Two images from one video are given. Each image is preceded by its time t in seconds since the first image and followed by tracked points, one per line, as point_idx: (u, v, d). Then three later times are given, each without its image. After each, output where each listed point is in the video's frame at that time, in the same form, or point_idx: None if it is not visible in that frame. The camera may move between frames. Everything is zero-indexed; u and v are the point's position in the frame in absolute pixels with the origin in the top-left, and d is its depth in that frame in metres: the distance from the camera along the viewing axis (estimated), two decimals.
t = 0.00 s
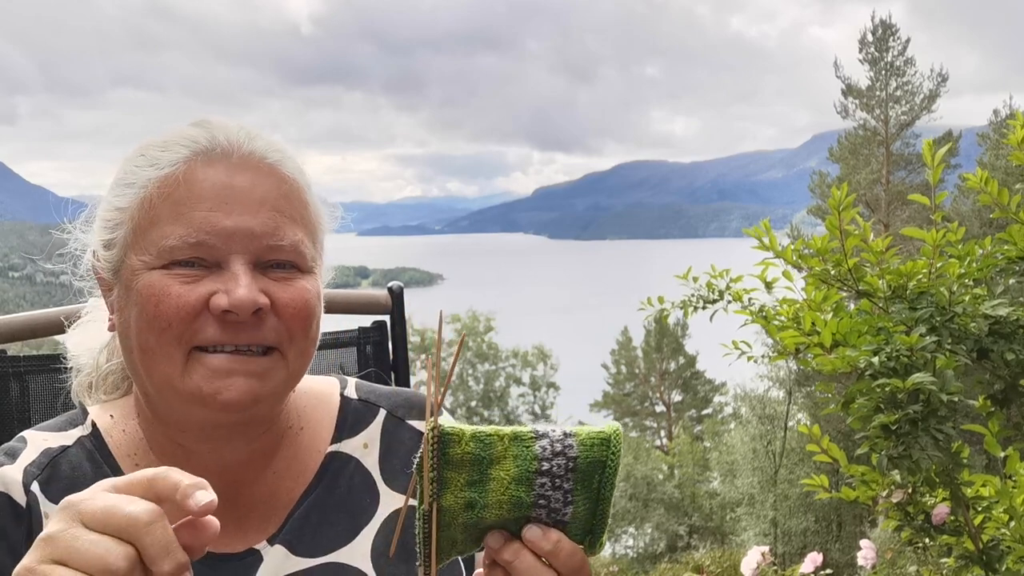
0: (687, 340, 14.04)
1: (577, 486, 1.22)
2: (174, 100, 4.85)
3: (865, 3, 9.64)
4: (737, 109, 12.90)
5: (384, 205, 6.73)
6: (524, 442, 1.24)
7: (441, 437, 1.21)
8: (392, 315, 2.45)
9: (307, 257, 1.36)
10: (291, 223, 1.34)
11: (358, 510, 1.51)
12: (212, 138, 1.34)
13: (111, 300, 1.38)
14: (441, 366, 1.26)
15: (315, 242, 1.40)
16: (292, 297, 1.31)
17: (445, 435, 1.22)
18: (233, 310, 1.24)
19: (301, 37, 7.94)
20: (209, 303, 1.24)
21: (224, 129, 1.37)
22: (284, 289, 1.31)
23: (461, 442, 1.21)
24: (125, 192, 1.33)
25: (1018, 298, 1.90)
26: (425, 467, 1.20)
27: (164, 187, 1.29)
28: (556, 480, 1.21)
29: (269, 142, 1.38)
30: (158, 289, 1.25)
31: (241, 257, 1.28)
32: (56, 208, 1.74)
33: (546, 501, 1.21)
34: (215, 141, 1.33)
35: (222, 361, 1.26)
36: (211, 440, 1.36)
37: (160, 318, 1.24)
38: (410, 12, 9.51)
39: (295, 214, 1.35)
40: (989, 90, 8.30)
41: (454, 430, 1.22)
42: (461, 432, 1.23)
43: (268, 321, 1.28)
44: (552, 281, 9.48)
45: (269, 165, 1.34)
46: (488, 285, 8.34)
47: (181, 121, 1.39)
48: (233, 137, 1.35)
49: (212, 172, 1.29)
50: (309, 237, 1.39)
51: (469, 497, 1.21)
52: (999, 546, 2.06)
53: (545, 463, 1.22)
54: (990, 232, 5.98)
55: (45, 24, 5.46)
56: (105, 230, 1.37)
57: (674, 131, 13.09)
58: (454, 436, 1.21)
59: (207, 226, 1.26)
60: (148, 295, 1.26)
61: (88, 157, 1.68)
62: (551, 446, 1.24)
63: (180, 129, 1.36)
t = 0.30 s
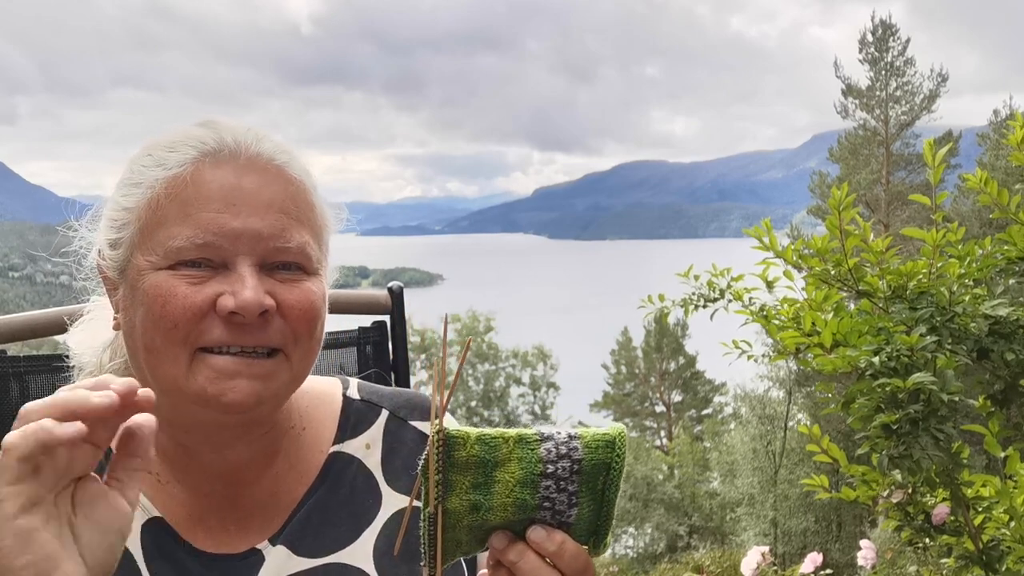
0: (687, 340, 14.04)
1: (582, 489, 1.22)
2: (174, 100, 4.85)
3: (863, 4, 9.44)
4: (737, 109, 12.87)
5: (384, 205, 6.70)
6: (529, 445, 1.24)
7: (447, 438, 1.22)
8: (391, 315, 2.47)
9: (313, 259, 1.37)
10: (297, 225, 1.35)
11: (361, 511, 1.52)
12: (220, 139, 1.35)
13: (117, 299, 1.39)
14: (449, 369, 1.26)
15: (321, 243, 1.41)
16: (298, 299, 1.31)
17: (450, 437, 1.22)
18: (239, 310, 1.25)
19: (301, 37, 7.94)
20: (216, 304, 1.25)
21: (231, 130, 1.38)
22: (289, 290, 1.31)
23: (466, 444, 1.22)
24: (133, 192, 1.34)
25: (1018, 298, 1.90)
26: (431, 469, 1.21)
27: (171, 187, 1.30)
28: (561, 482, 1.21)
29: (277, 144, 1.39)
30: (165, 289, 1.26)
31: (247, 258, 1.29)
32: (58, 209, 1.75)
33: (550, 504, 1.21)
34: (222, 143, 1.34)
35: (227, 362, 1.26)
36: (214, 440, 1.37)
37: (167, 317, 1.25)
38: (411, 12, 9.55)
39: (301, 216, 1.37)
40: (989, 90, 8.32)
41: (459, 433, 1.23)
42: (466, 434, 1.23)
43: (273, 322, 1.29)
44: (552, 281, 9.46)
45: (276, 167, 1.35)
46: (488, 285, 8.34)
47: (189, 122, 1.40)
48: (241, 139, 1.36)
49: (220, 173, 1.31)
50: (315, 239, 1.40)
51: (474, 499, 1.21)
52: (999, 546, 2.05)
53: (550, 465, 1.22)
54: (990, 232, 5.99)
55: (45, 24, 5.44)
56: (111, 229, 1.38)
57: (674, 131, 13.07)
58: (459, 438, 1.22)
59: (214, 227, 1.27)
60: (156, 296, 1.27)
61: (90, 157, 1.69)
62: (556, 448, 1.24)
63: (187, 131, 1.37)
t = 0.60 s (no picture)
0: (687, 340, 14.04)
1: (590, 492, 1.22)
2: (174, 100, 4.83)
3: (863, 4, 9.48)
4: (737, 110, 12.75)
5: (384, 205, 6.68)
6: (539, 447, 1.24)
7: (457, 439, 1.22)
8: (392, 315, 2.48)
9: (323, 262, 1.39)
10: (309, 227, 1.37)
11: (366, 511, 1.53)
12: (235, 139, 1.36)
13: (127, 296, 1.39)
14: (461, 372, 1.27)
15: (330, 246, 1.43)
16: (307, 300, 1.33)
17: (461, 438, 1.22)
18: (250, 310, 1.26)
19: (300, 37, 7.92)
20: (227, 303, 1.26)
21: (245, 130, 1.39)
22: (299, 291, 1.33)
23: (477, 444, 1.22)
24: (147, 190, 1.35)
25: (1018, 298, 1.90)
26: (442, 469, 1.20)
27: (185, 186, 1.31)
28: (570, 484, 1.21)
29: (290, 145, 1.40)
30: (177, 287, 1.27)
31: (259, 259, 1.31)
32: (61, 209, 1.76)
33: (559, 505, 1.21)
34: (237, 143, 1.36)
35: (237, 362, 1.27)
36: (222, 438, 1.38)
37: (178, 315, 1.26)
38: (411, 12, 9.70)
39: (312, 218, 1.38)
40: (989, 90, 8.33)
41: (470, 433, 1.23)
42: (476, 435, 1.23)
43: (283, 323, 1.30)
44: (552, 280, 9.46)
45: (289, 169, 1.36)
46: (488, 285, 8.34)
47: (203, 121, 1.41)
48: (256, 139, 1.37)
49: (234, 173, 1.32)
50: (324, 241, 1.41)
51: (484, 500, 1.21)
52: (999, 546, 2.05)
53: (559, 468, 1.22)
54: (990, 231, 5.99)
55: (45, 25, 5.33)
56: (122, 226, 1.38)
57: (674, 131, 13.03)
58: (470, 439, 1.22)
59: (227, 227, 1.28)
60: (167, 293, 1.27)
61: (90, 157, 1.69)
62: (565, 451, 1.24)
63: (202, 130, 1.38)
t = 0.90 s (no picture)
0: (687, 340, 14.05)
1: (588, 494, 1.22)
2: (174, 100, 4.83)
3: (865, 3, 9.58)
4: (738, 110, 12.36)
5: (384, 205, 6.66)
6: (536, 449, 1.24)
7: (454, 442, 1.22)
8: (392, 315, 2.48)
9: (323, 260, 1.39)
10: (309, 225, 1.37)
11: (367, 510, 1.53)
12: (235, 138, 1.36)
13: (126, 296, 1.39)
14: (460, 372, 1.27)
15: (330, 244, 1.43)
16: (307, 299, 1.33)
17: (458, 440, 1.23)
18: (249, 309, 1.26)
19: (300, 37, 7.92)
20: (226, 301, 1.26)
21: (245, 128, 1.39)
22: (299, 290, 1.33)
23: (474, 447, 1.22)
24: (147, 188, 1.35)
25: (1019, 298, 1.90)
26: (439, 471, 1.21)
27: (185, 185, 1.31)
28: (567, 487, 1.21)
29: (290, 144, 1.40)
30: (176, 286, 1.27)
31: (258, 257, 1.30)
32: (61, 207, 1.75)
33: (557, 508, 1.21)
34: (236, 141, 1.36)
35: (236, 361, 1.27)
36: (221, 437, 1.38)
37: (177, 314, 1.26)
38: (411, 11, 9.93)
39: (312, 216, 1.38)
40: (989, 89, 8.34)
41: (467, 436, 1.23)
42: (474, 437, 1.23)
43: (283, 321, 1.30)
44: (552, 280, 9.46)
45: (289, 168, 1.36)
46: (488, 285, 8.34)
47: (203, 120, 1.41)
48: (256, 138, 1.37)
49: (234, 172, 1.32)
50: (325, 240, 1.42)
51: (480, 502, 1.21)
52: (999, 546, 2.05)
53: (557, 470, 1.22)
54: (990, 231, 6.00)
55: (46, 25, 5.29)
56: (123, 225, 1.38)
57: (674, 132, 12.73)
58: (467, 442, 1.22)
59: (227, 225, 1.28)
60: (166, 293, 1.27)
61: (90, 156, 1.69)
62: (563, 453, 1.23)
63: (202, 129, 1.39)
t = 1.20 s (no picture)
0: (687, 341, 14.07)
1: (588, 498, 1.22)
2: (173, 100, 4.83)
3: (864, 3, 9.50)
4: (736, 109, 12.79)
5: (384, 205, 6.66)
6: (537, 453, 1.24)
7: (455, 445, 1.22)
8: (391, 315, 2.48)
9: (321, 256, 1.40)
10: (309, 221, 1.37)
11: (363, 509, 1.53)
12: (233, 137, 1.37)
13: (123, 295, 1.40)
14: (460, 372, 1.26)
15: (328, 240, 1.44)
16: (308, 295, 1.33)
17: (458, 444, 1.22)
18: (252, 305, 1.26)
19: (300, 37, 7.92)
20: (228, 298, 1.26)
21: (243, 127, 1.40)
22: (300, 286, 1.33)
23: (474, 451, 1.22)
24: (144, 188, 1.35)
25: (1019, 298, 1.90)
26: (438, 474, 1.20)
27: (184, 182, 1.32)
28: (568, 490, 1.21)
29: (287, 142, 1.42)
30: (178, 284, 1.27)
31: (259, 253, 1.31)
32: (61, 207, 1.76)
33: (557, 511, 1.21)
34: (235, 139, 1.37)
35: (239, 358, 1.27)
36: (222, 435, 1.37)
37: (178, 312, 1.25)
38: (410, 12, 9.73)
39: (311, 212, 1.39)
40: (989, 89, 8.32)
41: (468, 440, 1.23)
42: (474, 441, 1.23)
43: (285, 317, 1.30)
44: (552, 280, 9.45)
45: (287, 165, 1.37)
46: (488, 285, 8.34)
47: (200, 119, 1.42)
48: (254, 137, 1.38)
49: (233, 169, 1.32)
50: (324, 236, 1.43)
51: (480, 506, 1.21)
52: (999, 546, 2.05)
53: (557, 474, 1.22)
54: (989, 231, 5.99)
55: (45, 25, 5.32)
56: (119, 224, 1.38)
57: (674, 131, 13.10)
58: (467, 445, 1.22)
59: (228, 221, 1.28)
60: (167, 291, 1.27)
61: (90, 157, 1.70)
62: (564, 457, 1.23)
63: (199, 127, 1.39)
